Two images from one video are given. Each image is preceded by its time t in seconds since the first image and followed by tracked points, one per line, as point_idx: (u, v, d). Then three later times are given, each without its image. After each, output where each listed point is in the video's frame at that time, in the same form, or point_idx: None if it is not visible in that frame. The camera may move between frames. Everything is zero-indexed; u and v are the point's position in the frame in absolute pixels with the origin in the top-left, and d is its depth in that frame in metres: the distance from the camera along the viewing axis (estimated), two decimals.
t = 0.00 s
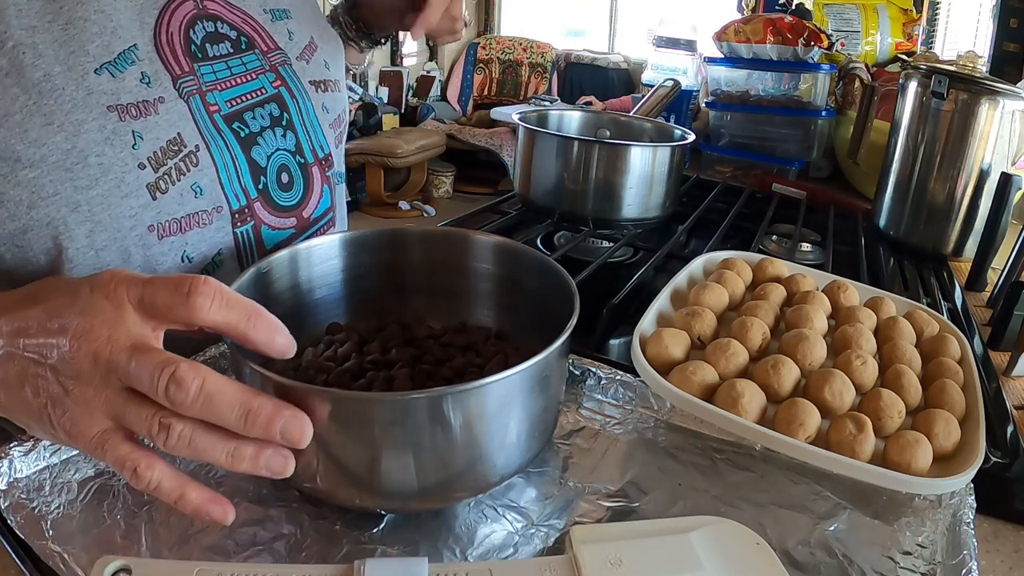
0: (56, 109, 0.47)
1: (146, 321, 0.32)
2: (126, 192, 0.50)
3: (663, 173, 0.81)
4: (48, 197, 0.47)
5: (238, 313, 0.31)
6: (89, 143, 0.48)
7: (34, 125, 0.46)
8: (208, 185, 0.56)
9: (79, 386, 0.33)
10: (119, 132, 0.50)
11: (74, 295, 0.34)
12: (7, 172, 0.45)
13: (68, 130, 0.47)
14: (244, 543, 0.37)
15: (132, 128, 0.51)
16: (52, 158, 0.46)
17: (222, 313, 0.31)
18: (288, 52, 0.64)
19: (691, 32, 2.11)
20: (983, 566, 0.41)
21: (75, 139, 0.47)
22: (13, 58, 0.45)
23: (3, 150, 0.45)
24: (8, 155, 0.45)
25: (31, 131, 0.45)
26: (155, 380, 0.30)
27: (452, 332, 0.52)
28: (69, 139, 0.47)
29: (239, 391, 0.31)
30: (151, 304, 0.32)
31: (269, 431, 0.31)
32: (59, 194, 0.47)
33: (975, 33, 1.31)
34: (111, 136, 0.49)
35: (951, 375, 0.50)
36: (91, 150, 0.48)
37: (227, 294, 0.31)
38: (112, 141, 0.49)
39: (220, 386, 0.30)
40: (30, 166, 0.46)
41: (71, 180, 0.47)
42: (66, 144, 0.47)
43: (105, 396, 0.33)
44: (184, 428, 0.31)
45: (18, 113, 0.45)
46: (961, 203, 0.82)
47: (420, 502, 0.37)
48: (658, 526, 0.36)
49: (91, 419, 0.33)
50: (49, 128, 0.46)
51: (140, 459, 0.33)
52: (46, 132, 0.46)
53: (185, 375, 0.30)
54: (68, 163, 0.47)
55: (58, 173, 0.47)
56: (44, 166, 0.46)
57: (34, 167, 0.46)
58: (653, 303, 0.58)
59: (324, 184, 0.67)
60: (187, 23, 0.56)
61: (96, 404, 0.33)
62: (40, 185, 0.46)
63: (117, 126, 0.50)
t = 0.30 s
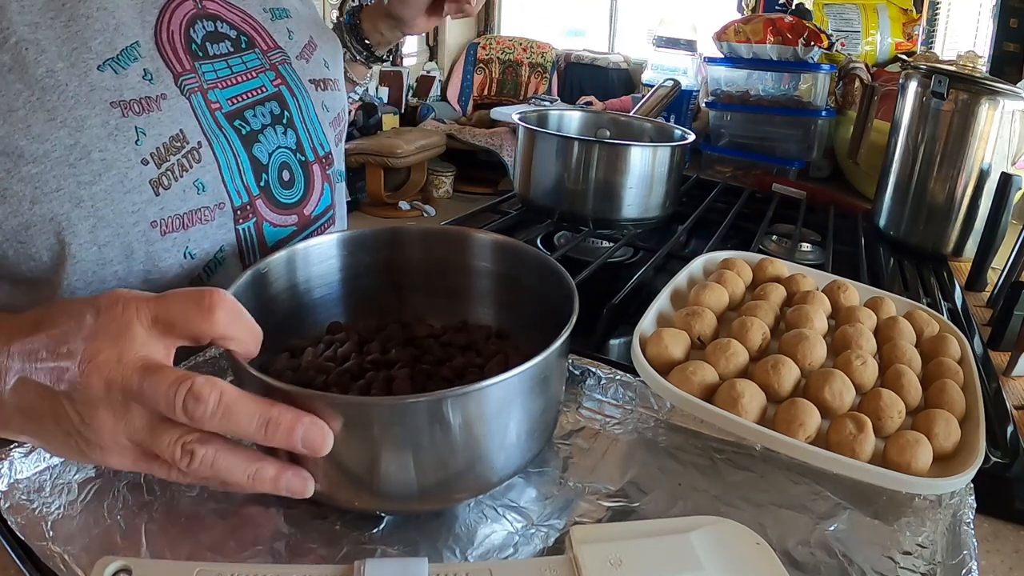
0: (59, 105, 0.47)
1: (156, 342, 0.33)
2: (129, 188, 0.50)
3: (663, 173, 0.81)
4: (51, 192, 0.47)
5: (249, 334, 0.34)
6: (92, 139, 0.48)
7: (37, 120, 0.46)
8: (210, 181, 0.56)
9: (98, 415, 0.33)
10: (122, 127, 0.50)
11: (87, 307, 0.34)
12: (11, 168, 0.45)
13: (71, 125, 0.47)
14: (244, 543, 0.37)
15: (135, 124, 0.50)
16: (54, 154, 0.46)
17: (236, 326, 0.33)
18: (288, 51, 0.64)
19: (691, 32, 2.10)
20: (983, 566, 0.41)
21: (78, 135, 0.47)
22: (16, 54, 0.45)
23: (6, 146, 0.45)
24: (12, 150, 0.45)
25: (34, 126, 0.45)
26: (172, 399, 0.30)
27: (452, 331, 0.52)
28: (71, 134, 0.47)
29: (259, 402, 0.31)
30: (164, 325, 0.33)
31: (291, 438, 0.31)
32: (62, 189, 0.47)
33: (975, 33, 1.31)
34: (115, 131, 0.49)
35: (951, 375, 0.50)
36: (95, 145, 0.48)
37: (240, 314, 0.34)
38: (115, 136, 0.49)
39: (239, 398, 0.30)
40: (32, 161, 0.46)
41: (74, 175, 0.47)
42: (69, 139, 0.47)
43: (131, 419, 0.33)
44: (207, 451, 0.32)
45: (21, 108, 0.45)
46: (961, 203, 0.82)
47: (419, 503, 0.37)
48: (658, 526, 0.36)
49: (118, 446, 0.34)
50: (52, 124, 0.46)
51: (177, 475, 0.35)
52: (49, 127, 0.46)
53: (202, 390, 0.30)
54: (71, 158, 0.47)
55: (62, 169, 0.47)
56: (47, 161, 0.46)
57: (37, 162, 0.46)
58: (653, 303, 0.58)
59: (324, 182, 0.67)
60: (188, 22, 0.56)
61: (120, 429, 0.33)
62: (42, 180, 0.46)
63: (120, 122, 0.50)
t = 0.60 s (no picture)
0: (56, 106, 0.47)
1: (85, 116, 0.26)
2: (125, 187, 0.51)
3: (663, 173, 0.81)
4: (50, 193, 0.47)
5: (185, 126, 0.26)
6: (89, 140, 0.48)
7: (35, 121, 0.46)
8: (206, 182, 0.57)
9: (23, 203, 0.28)
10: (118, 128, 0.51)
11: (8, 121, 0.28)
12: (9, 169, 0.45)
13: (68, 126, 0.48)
14: (245, 543, 0.37)
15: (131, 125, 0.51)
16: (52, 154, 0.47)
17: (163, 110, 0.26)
18: (287, 53, 0.64)
19: (691, 32, 2.10)
20: (983, 566, 0.41)
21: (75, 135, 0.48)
22: (14, 54, 0.45)
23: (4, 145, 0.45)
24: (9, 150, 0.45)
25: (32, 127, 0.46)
26: (85, 159, 0.25)
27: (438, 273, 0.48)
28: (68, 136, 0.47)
29: (170, 147, 0.23)
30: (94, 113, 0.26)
31: (206, 266, 0.26)
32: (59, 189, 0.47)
33: (974, 33, 1.31)
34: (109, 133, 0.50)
35: (951, 375, 0.50)
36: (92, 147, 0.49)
37: (175, 103, 0.27)
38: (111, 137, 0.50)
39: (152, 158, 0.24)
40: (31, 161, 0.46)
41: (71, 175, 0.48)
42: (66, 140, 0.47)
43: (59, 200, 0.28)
44: (133, 228, 0.27)
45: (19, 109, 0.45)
46: (961, 202, 0.82)
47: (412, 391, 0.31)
48: (658, 526, 0.36)
49: (50, 243, 0.29)
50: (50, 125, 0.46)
51: (122, 278, 0.30)
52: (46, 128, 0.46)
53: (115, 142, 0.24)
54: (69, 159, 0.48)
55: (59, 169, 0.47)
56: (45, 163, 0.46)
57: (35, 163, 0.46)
58: (653, 303, 0.58)
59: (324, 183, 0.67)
60: (186, 25, 0.56)
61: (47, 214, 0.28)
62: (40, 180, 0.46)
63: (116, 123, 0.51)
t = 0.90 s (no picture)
0: (60, 104, 0.47)
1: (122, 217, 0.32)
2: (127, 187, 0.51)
3: (663, 173, 0.81)
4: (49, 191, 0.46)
5: (218, 217, 0.34)
6: (91, 139, 0.48)
7: (38, 120, 0.46)
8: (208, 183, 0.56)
9: (55, 261, 0.34)
10: (121, 128, 0.50)
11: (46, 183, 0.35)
12: (11, 166, 0.45)
13: (70, 126, 0.47)
14: (245, 543, 0.37)
15: (133, 125, 0.51)
16: (54, 153, 0.46)
17: (205, 202, 0.33)
18: (290, 55, 0.64)
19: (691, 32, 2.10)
20: (983, 566, 0.41)
21: (77, 134, 0.47)
22: (17, 50, 0.45)
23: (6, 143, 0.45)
24: (12, 148, 0.45)
25: (34, 127, 0.46)
26: (128, 247, 0.31)
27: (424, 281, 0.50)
28: (70, 135, 0.47)
29: (211, 250, 0.31)
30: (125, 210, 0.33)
31: (223, 353, 0.33)
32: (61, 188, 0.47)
33: (974, 33, 1.31)
34: (113, 131, 0.49)
35: (951, 375, 0.50)
36: (93, 145, 0.48)
37: (210, 190, 0.34)
38: (113, 136, 0.49)
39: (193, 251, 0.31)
40: (33, 160, 0.45)
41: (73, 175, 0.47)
42: (68, 139, 0.47)
43: (90, 269, 0.34)
44: (161, 308, 0.33)
45: (21, 106, 0.45)
46: (961, 202, 0.82)
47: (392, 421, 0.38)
48: (659, 526, 0.36)
49: (77, 304, 0.35)
50: (52, 123, 0.46)
51: (138, 344, 0.37)
52: (49, 127, 0.46)
53: (159, 234, 0.31)
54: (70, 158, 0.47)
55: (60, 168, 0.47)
56: (47, 160, 0.46)
57: (38, 161, 0.45)
58: (653, 303, 0.58)
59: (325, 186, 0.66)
60: (188, 26, 0.56)
61: (78, 279, 0.34)
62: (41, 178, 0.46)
63: (119, 122, 0.50)
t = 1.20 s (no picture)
0: (60, 105, 0.47)
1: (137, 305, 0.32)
2: (126, 188, 0.50)
3: (663, 174, 0.81)
4: (48, 191, 0.47)
5: (228, 304, 0.33)
6: (91, 139, 0.48)
7: (38, 120, 0.46)
8: (209, 185, 0.56)
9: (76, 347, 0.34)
10: (121, 128, 0.50)
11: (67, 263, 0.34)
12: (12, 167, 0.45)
13: (70, 126, 0.47)
14: (244, 542, 0.37)
15: (134, 126, 0.51)
16: (54, 153, 0.46)
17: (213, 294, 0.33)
18: (293, 57, 0.64)
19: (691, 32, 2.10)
20: (983, 566, 0.41)
21: (78, 135, 0.47)
22: (18, 51, 0.45)
23: (7, 144, 0.45)
24: (12, 149, 0.45)
25: (35, 126, 0.46)
26: (140, 341, 0.31)
27: (450, 324, 0.51)
28: (71, 135, 0.47)
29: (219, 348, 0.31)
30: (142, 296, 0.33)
31: (243, 437, 0.32)
32: (59, 188, 0.47)
33: (974, 33, 1.31)
34: (113, 132, 0.49)
35: (951, 375, 0.50)
36: (93, 146, 0.48)
37: (220, 280, 0.33)
38: (113, 137, 0.49)
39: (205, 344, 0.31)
40: (31, 160, 0.46)
41: (72, 175, 0.47)
42: (68, 139, 0.47)
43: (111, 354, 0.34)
44: (182, 392, 0.33)
45: (22, 107, 0.45)
46: (961, 203, 0.82)
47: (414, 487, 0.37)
48: (659, 526, 0.36)
49: (102, 382, 0.35)
50: (53, 124, 0.46)
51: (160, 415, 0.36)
52: (50, 128, 0.46)
53: (169, 333, 0.31)
54: (70, 158, 0.47)
55: (59, 167, 0.47)
56: (46, 161, 0.46)
57: (36, 162, 0.46)
58: (653, 303, 0.58)
59: (326, 188, 0.66)
60: (190, 28, 0.56)
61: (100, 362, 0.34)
62: (41, 179, 0.46)
63: (119, 123, 0.50)
